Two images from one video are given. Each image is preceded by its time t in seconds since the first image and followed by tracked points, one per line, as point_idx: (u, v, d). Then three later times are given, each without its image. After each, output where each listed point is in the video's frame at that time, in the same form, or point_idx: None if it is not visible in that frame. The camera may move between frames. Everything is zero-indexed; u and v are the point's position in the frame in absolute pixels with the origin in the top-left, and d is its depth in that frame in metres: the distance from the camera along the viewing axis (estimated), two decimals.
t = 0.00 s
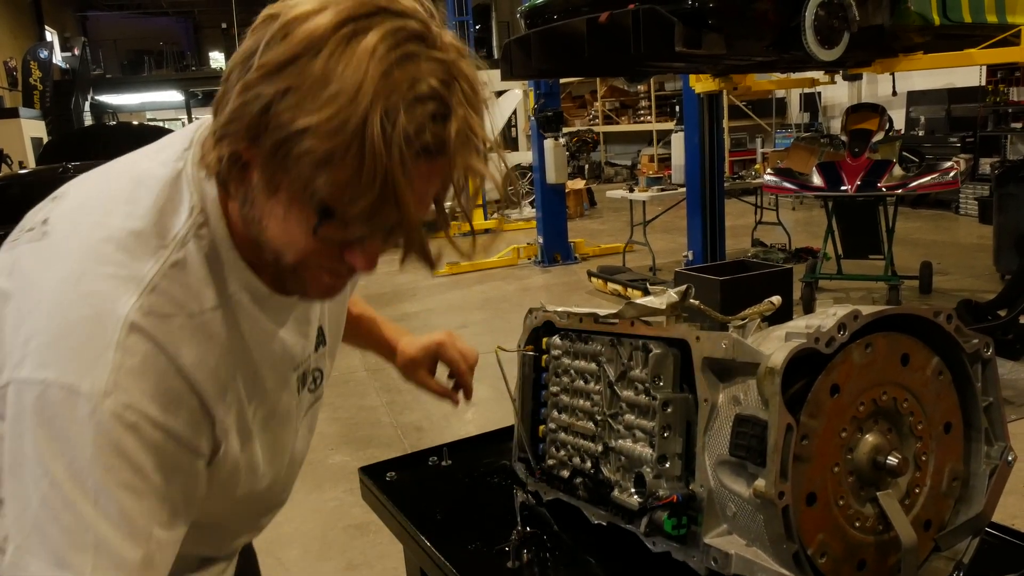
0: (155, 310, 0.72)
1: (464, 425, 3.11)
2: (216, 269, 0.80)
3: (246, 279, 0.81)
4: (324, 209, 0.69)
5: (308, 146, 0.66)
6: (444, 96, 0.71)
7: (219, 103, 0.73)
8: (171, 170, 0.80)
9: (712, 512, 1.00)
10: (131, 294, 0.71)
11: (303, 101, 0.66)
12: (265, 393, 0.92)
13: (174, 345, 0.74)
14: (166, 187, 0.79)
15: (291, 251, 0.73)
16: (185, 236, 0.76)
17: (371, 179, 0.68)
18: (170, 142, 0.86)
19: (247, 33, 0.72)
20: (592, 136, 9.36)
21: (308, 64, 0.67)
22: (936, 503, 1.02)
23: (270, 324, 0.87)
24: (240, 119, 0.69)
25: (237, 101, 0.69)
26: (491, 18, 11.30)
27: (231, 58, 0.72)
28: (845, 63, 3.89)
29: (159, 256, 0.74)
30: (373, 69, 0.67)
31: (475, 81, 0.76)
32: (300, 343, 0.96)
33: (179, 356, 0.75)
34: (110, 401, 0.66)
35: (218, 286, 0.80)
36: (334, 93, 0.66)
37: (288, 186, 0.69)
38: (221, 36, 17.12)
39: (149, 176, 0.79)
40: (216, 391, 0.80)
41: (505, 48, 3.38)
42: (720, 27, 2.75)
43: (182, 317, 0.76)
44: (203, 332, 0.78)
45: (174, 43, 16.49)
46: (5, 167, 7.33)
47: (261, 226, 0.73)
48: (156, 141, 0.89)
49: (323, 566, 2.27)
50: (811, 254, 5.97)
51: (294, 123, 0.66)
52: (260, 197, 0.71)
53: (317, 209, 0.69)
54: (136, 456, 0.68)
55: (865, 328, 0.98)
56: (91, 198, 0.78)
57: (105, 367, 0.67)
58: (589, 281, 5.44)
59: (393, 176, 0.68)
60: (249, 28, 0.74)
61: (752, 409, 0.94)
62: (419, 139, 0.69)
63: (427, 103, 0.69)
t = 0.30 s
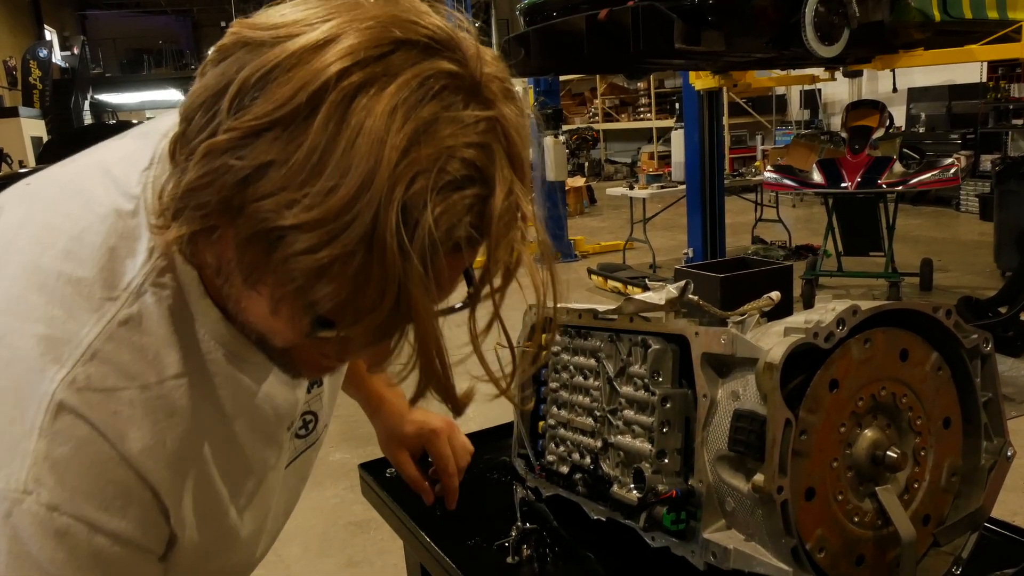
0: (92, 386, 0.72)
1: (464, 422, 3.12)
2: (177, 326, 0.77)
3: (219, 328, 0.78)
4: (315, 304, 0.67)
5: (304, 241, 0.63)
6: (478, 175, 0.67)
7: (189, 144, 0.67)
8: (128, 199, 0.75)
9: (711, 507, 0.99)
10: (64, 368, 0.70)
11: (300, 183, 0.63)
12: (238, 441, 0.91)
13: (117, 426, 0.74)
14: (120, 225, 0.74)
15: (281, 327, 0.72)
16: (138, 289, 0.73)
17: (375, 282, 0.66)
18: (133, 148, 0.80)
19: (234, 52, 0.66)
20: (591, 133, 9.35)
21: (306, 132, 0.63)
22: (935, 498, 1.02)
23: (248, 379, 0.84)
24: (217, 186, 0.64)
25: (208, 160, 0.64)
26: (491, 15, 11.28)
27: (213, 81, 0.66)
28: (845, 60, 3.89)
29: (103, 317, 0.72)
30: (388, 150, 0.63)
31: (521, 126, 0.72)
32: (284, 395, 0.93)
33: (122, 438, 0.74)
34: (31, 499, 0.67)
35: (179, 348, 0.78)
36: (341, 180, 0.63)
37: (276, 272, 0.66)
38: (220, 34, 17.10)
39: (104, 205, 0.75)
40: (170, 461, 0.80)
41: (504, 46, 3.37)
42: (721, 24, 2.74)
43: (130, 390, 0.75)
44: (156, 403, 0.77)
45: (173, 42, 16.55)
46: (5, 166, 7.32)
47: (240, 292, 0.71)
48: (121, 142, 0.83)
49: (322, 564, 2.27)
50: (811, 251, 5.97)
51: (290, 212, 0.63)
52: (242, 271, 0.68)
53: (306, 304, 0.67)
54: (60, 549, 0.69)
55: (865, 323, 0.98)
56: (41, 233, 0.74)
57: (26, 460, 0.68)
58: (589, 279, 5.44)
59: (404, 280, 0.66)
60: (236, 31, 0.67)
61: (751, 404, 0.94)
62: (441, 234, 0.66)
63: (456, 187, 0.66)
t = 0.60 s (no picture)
0: (60, 436, 0.73)
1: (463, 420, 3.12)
2: (146, 365, 0.78)
3: (193, 360, 0.80)
4: (287, 368, 0.69)
5: (274, 301, 0.65)
6: (468, 231, 0.69)
7: (159, 179, 0.68)
8: (96, 228, 0.75)
9: (702, 509, 1.00)
10: (27, 420, 0.71)
11: (273, 239, 0.64)
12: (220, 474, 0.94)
13: (87, 476, 0.75)
14: (88, 260, 0.74)
15: (257, 375, 0.74)
16: (107, 327, 0.74)
17: (352, 344, 0.68)
18: (104, 165, 0.78)
19: (208, 83, 0.66)
20: (591, 131, 9.35)
21: (279, 187, 0.64)
22: (926, 499, 1.03)
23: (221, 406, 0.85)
24: (182, 239, 0.65)
25: (173, 209, 0.65)
26: (490, 12, 11.27)
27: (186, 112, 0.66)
28: (843, 58, 3.89)
29: (69, 360, 0.73)
30: (370, 214, 0.64)
31: (520, 165, 0.74)
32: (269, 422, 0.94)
33: (93, 486, 0.76)
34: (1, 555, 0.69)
35: (151, 388, 0.79)
36: (318, 243, 0.64)
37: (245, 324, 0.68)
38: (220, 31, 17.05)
39: (71, 237, 0.75)
40: (147, 504, 0.82)
41: (501, 45, 3.35)
42: (717, 22, 2.75)
43: (99, 437, 0.76)
44: (128, 447, 0.78)
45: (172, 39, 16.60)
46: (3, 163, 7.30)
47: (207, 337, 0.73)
48: (89, 157, 0.81)
49: (321, 562, 2.27)
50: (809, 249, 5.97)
51: (263, 274, 0.65)
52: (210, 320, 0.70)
53: (282, 367, 0.69)
54: None
55: (856, 324, 0.98)
56: (6, 270, 0.75)
57: None
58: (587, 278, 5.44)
59: (384, 344, 0.68)
60: (210, 59, 0.67)
61: (741, 406, 0.95)
62: (426, 296, 0.68)
63: (444, 245, 0.68)
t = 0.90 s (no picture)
0: (41, 465, 0.66)
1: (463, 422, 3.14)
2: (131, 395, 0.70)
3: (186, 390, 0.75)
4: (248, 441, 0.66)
5: (234, 382, 0.61)
6: (428, 309, 0.65)
7: (121, 248, 0.63)
8: (79, 255, 0.68)
9: (687, 506, 1.03)
10: (10, 453, 0.64)
11: (232, 322, 0.60)
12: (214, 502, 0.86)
13: (70, 504, 0.68)
14: (67, 285, 0.67)
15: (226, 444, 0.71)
16: (90, 359, 0.67)
17: (308, 427, 0.65)
18: (89, 191, 0.72)
19: (168, 155, 0.61)
20: (593, 134, 9.39)
21: (237, 271, 0.60)
22: (906, 496, 1.05)
23: (205, 428, 0.79)
24: (149, 311, 0.62)
25: (137, 280, 0.61)
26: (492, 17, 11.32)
27: (146, 183, 0.61)
28: (841, 63, 3.91)
29: (52, 393, 0.66)
30: (325, 300, 0.60)
31: (485, 234, 0.69)
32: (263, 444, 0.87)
33: (75, 514, 0.68)
34: None
35: (135, 417, 0.72)
36: (271, 329, 0.61)
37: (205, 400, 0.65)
38: (223, 36, 17.21)
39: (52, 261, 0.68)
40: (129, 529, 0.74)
41: (502, 50, 3.41)
42: (715, 27, 2.77)
43: (82, 466, 0.68)
44: (112, 476, 0.70)
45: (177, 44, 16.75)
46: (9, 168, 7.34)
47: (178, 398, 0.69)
48: (77, 179, 0.75)
49: (322, 564, 2.30)
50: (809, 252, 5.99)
51: (221, 357, 0.61)
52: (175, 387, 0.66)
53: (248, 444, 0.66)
54: None
55: (835, 327, 1.01)
56: None
57: None
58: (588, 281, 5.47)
59: (344, 423, 0.65)
60: (174, 128, 0.62)
61: (723, 405, 0.98)
62: (382, 378, 0.64)
63: (400, 329, 0.63)
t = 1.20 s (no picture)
0: (28, 488, 0.61)
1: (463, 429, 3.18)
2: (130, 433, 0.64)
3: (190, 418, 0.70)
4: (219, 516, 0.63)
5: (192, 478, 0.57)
6: (375, 399, 0.59)
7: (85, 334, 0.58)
8: (69, 281, 0.62)
9: (675, 503, 1.07)
10: None
11: (185, 422, 0.56)
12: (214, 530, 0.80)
13: (56, 524, 0.63)
14: (55, 306, 0.61)
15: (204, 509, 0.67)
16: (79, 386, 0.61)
17: (267, 519, 0.60)
18: (84, 215, 0.67)
19: (111, 256, 0.55)
20: (594, 144, 9.45)
21: (184, 376, 0.55)
22: (886, 494, 1.09)
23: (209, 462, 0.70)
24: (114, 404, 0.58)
25: (96, 377, 0.57)
26: (494, 28, 11.42)
27: (92, 286, 0.56)
28: (839, 72, 3.95)
29: (41, 417, 0.60)
30: (265, 406, 0.55)
31: (428, 308, 0.62)
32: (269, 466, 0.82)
33: (62, 534, 0.63)
34: None
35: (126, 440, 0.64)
36: (215, 434, 0.56)
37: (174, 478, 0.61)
38: (228, 46, 17.37)
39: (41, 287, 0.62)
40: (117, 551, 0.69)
41: (502, 61, 3.47)
42: (712, 39, 2.81)
43: (69, 487, 0.63)
44: (102, 497, 0.65)
45: (181, 54, 17.06)
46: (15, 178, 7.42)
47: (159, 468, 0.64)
48: (76, 204, 0.70)
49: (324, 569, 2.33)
50: (809, 259, 6.02)
51: (175, 457, 0.57)
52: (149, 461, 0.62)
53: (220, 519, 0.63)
54: None
55: (815, 330, 1.05)
56: None
57: None
58: (589, 290, 5.50)
59: (297, 511, 0.61)
60: (114, 223, 0.57)
61: (708, 405, 1.02)
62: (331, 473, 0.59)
63: (346, 425, 0.57)
